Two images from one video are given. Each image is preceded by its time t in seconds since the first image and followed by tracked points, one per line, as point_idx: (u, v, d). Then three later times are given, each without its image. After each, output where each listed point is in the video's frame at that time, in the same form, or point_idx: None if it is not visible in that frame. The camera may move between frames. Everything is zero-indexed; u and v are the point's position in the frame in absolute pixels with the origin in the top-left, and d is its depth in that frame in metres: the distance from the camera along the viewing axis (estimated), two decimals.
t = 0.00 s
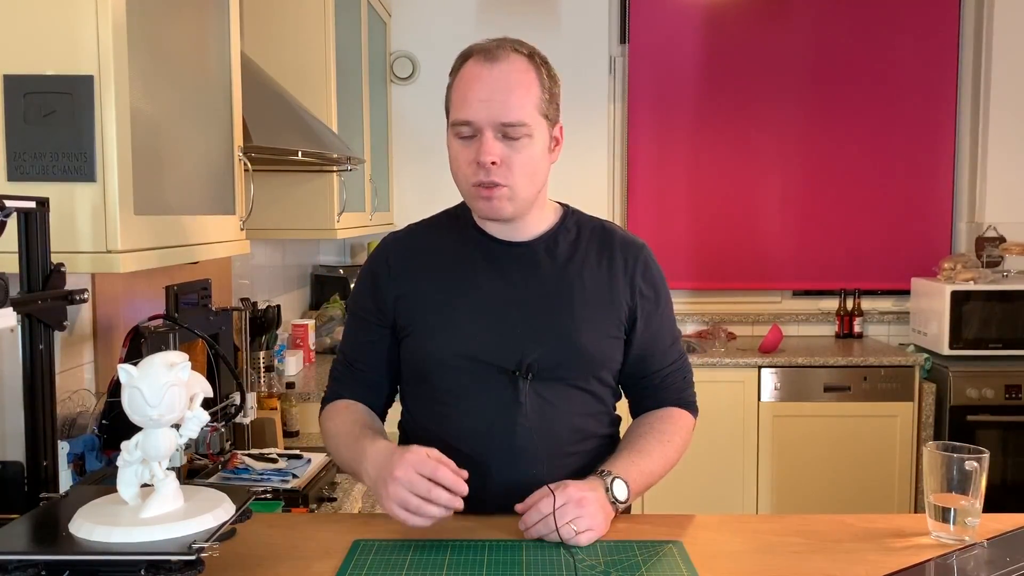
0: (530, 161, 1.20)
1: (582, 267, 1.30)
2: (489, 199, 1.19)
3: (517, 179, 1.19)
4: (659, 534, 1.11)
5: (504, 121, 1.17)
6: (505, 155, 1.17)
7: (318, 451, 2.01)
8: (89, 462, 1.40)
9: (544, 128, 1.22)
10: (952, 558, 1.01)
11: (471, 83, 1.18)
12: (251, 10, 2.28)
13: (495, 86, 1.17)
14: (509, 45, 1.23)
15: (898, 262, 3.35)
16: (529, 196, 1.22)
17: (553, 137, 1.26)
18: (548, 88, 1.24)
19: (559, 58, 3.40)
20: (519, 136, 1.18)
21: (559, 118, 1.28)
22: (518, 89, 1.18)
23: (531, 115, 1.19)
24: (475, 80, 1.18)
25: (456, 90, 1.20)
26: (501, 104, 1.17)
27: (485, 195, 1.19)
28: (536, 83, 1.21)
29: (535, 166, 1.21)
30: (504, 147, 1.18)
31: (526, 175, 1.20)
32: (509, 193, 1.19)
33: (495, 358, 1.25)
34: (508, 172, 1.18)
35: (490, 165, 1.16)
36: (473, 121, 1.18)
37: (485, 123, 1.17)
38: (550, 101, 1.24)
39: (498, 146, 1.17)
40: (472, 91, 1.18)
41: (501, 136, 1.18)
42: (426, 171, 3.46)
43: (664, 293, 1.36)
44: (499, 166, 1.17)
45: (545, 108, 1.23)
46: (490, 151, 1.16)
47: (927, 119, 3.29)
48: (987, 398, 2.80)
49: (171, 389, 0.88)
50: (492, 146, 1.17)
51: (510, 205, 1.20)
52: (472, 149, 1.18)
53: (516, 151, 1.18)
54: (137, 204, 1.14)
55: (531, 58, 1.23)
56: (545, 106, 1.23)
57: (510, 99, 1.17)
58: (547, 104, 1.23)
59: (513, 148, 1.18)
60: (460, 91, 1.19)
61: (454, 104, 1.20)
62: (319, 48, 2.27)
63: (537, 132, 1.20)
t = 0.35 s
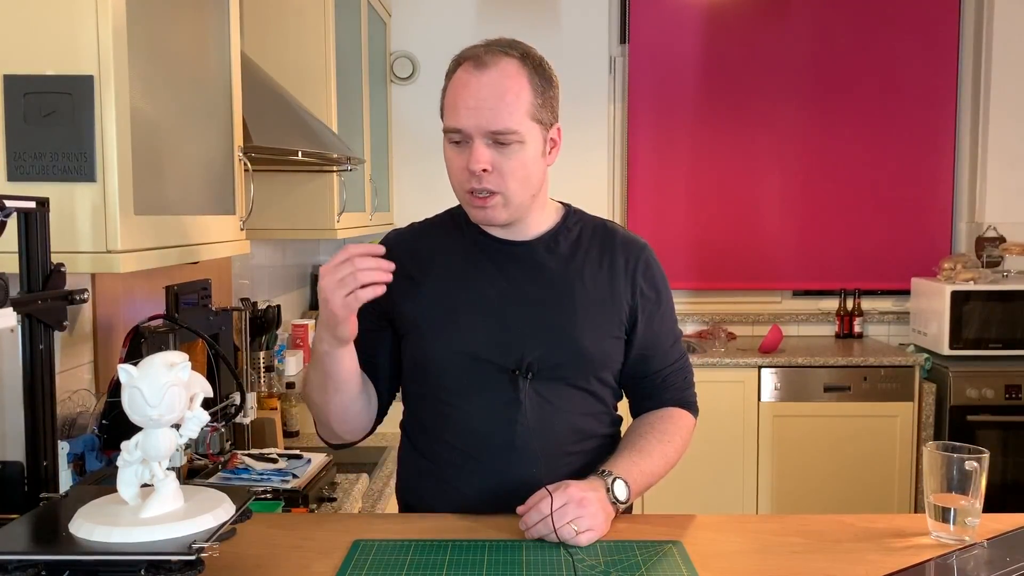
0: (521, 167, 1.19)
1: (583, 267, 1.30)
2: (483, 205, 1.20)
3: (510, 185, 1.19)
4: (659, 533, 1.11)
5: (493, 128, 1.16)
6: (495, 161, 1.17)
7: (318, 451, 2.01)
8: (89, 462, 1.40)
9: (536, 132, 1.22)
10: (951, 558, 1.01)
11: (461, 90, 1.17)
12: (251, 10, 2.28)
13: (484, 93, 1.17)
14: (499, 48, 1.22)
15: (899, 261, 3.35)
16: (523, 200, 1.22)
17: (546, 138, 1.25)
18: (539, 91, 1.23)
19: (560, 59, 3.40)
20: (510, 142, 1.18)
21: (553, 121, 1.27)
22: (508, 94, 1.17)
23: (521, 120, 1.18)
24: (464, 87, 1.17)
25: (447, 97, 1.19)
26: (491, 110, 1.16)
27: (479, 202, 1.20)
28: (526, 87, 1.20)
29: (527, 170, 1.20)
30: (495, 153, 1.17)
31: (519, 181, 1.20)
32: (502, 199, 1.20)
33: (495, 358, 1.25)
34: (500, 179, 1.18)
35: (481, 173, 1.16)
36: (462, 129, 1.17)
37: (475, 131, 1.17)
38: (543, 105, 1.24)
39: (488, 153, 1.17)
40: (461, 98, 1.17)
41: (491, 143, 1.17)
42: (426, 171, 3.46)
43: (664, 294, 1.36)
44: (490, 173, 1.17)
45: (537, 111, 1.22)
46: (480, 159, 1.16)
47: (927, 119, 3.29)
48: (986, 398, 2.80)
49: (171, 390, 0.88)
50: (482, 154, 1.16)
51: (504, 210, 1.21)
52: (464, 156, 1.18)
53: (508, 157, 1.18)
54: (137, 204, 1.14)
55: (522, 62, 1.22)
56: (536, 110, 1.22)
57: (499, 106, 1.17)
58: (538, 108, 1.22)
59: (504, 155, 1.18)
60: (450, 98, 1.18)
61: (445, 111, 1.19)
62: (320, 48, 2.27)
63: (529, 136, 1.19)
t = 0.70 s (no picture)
0: (542, 163, 1.21)
1: (579, 266, 1.30)
2: (502, 199, 1.20)
3: (530, 181, 1.20)
4: (659, 533, 1.11)
5: (520, 122, 1.18)
6: (519, 157, 1.18)
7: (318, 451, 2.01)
8: (89, 462, 1.40)
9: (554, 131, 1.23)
10: (951, 558, 1.01)
11: (486, 83, 1.18)
12: (251, 9, 2.28)
13: (510, 88, 1.18)
14: (521, 46, 1.24)
15: (898, 261, 3.35)
16: (539, 197, 1.23)
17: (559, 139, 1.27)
18: (557, 91, 1.25)
19: (560, 59, 3.40)
20: (534, 138, 1.19)
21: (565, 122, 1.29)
22: (533, 92, 1.19)
23: (545, 118, 1.20)
24: (489, 81, 1.18)
25: (469, 90, 1.19)
26: (517, 106, 1.18)
27: (498, 196, 1.20)
28: (548, 85, 1.22)
29: (547, 167, 1.22)
30: (519, 148, 1.19)
31: (539, 177, 1.21)
32: (522, 194, 1.20)
33: (493, 358, 1.25)
34: (522, 174, 1.19)
35: (505, 166, 1.17)
36: (488, 122, 1.18)
37: (501, 124, 1.18)
38: (559, 105, 1.26)
39: (513, 148, 1.18)
40: (487, 91, 1.18)
41: (517, 138, 1.18)
42: (426, 171, 3.46)
43: (660, 292, 1.36)
44: (514, 167, 1.18)
45: (555, 110, 1.24)
46: (506, 152, 1.17)
47: (926, 119, 3.29)
48: (986, 398, 2.80)
49: (171, 389, 0.88)
50: (509, 147, 1.17)
51: (522, 206, 1.21)
52: (486, 150, 1.18)
53: (531, 152, 1.19)
54: (137, 204, 1.14)
55: (543, 61, 1.24)
56: (555, 109, 1.24)
57: (525, 101, 1.18)
58: (556, 107, 1.24)
59: (527, 150, 1.19)
60: (473, 91, 1.19)
61: (467, 103, 1.20)
62: (320, 48, 2.27)
63: (550, 134, 1.21)
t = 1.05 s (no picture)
0: (540, 155, 1.21)
1: (575, 267, 1.30)
2: (500, 190, 1.19)
3: (528, 172, 1.20)
4: (658, 533, 1.11)
5: (518, 114, 1.18)
6: (518, 147, 1.18)
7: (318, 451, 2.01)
8: (89, 462, 1.39)
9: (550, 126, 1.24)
10: (951, 558, 1.01)
11: (484, 75, 1.19)
12: (251, 10, 2.28)
13: (508, 79, 1.19)
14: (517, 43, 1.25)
15: (897, 260, 3.35)
16: (536, 190, 1.23)
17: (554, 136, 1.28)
18: (553, 88, 1.26)
19: (560, 59, 3.40)
20: (531, 130, 1.20)
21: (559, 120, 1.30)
22: (530, 84, 1.20)
23: (542, 111, 1.21)
24: (487, 74, 1.19)
25: (466, 83, 1.20)
26: (515, 98, 1.18)
27: (496, 187, 1.19)
28: (545, 80, 1.23)
29: (544, 160, 1.22)
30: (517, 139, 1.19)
31: (537, 169, 1.21)
32: (519, 185, 1.20)
33: (490, 359, 1.25)
34: (521, 164, 1.18)
35: (504, 156, 1.16)
36: (486, 113, 1.18)
37: (498, 115, 1.18)
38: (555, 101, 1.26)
39: (511, 138, 1.18)
40: (485, 83, 1.18)
41: (515, 129, 1.19)
42: (426, 171, 3.46)
43: (656, 291, 1.36)
44: (513, 158, 1.17)
45: (551, 106, 1.25)
46: (505, 142, 1.17)
47: (925, 118, 3.29)
48: (987, 398, 2.80)
49: (171, 389, 0.88)
50: (507, 137, 1.17)
51: (519, 197, 1.21)
52: (485, 141, 1.18)
53: (529, 144, 1.19)
54: (137, 205, 1.14)
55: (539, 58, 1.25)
56: (551, 105, 1.25)
57: (523, 93, 1.19)
58: (552, 102, 1.25)
59: (525, 141, 1.19)
60: (471, 83, 1.19)
61: (464, 96, 1.20)
62: (320, 48, 2.27)
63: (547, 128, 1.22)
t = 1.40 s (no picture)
0: (559, 157, 1.22)
1: (571, 266, 1.30)
2: (523, 189, 1.19)
3: (549, 173, 1.21)
4: (658, 533, 1.11)
5: (544, 114, 1.19)
6: (544, 148, 1.19)
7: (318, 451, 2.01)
8: (89, 462, 1.40)
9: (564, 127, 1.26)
10: (951, 558, 1.01)
11: (512, 73, 1.19)
12: (251, 9, 2.28)
13: (536, 79, 1.19)
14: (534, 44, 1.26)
15: (897, 260, 3.35)
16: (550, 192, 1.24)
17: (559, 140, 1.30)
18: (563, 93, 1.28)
19: (560, 58, 3.40)
20: (552, 132, 1.21)
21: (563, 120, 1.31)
22: (553, 86, 1.21)
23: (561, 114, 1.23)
24: (515, 72, 1.19)
25: (492, 79, 1.19)
26: (543, 98, 1.19)
27: (520, 185, 1.19)
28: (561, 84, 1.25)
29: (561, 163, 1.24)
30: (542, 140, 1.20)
31: (555, 171, 1.22)
32: (540, 186, 1.21)
33: (488, 359, 1.25)
34: (544, 165, 1.20)
35: (532, 156, 1.17)
36: (515, 111, 1.18)
37: (527, 114, 1.18)
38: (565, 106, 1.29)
39: (538, 138, 1.19)
40: (513, 81, 1.18)
41: (539, 130, 1.20)
42: (426, 172, 3.46)
43: (652, 290, 1.36)
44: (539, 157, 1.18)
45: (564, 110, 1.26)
46: (533, 142, 1.17)
47: (925, 118, 3.29)
48: (987, 398, 2.80)
49: (171, 389, 0.88)
50: (535, 137, 1.18)
51: (538, 198, 1.22)
52: (512, 139, 1.18)
53: (552, 145, 1.20)
54: (136, 204, 1.14)
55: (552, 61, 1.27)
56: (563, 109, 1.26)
57: (549, 94, 1.20)
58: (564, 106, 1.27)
59: (548, 142, 1.20)
60: (498, 80, 1.19)
61: (490, 92, 1.19)
62: (320, 48, 2.27)
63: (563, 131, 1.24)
